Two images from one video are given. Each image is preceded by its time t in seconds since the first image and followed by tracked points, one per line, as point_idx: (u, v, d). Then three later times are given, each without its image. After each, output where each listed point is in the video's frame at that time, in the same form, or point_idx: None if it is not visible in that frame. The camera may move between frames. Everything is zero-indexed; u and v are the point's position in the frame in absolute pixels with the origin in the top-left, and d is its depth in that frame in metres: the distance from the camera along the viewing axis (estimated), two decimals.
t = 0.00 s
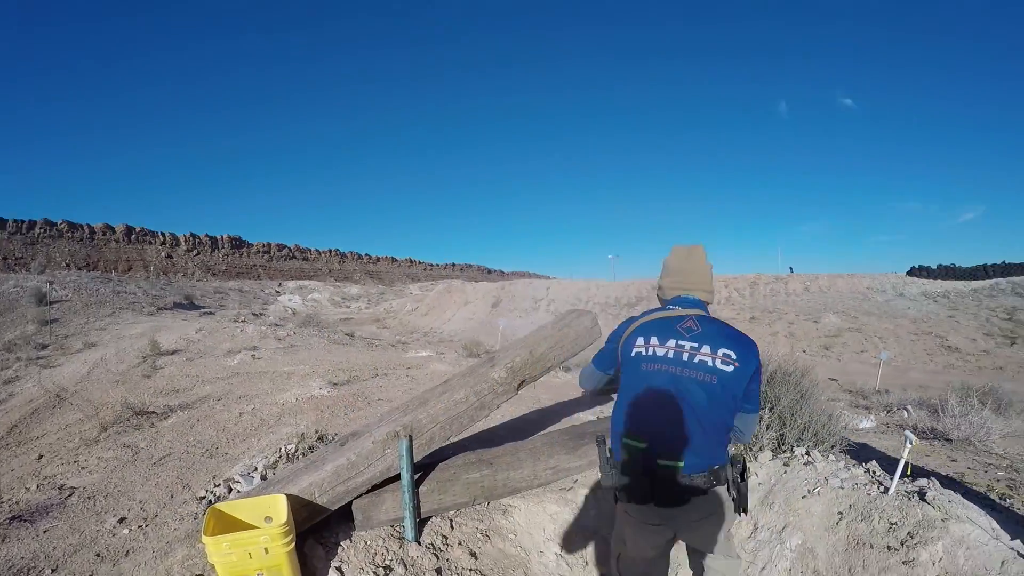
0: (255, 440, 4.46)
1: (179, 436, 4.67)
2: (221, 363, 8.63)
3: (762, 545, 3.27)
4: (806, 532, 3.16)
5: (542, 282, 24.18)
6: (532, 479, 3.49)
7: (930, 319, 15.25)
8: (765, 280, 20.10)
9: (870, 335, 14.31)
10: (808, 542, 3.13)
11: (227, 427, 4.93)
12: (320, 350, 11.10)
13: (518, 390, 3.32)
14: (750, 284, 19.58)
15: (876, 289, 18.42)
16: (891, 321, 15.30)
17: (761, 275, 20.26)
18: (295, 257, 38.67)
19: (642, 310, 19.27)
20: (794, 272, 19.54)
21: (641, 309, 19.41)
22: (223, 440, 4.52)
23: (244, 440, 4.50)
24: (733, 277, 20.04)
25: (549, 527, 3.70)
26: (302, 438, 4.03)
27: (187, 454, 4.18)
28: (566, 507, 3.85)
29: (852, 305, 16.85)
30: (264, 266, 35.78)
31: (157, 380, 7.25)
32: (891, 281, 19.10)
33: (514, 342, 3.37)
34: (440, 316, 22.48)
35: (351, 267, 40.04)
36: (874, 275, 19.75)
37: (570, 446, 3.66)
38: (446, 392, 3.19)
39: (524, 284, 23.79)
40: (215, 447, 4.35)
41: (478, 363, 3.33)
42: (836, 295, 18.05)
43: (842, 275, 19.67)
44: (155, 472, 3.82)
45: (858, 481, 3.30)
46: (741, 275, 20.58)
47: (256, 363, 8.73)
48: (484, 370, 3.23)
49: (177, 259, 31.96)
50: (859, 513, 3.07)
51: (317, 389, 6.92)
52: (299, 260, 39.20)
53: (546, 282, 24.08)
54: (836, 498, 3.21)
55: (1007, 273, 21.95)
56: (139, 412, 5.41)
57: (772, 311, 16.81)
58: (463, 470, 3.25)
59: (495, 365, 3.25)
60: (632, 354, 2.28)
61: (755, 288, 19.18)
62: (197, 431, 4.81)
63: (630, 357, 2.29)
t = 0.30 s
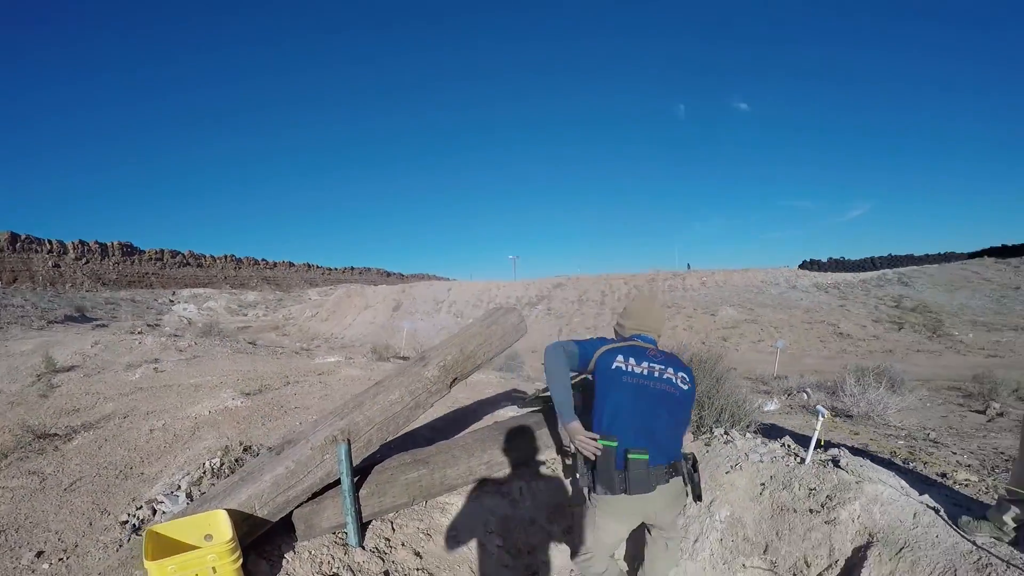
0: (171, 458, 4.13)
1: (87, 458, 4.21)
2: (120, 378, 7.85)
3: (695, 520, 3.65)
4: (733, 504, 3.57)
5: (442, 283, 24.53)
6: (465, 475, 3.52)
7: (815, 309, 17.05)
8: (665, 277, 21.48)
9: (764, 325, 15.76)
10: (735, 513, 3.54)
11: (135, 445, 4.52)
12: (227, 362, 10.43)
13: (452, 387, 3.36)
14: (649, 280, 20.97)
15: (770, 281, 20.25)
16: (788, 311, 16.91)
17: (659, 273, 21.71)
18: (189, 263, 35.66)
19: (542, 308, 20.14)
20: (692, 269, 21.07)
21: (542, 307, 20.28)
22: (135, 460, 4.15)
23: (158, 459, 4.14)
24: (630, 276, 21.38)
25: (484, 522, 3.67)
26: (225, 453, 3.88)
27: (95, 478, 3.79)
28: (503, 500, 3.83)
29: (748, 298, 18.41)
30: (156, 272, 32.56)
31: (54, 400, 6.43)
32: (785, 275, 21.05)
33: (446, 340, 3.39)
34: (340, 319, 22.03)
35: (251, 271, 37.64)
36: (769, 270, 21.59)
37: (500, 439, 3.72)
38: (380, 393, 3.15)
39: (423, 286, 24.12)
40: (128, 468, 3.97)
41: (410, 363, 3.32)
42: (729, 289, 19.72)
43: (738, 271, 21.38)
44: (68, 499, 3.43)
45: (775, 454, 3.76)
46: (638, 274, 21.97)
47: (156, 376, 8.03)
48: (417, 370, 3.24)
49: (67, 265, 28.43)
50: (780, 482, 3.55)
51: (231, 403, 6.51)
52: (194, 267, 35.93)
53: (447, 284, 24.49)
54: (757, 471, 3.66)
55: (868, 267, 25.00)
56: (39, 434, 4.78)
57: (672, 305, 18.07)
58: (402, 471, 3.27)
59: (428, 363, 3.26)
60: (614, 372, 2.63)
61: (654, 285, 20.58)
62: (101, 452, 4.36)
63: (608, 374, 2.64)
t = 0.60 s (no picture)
0: (58, 476, 4.18)
1: None
2: None
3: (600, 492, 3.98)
4: (636, 472, 3.98)
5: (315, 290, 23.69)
6: (376, 464, 3.55)
7: (685, 304, 18.63)
8: (539, 276, 22.29)
9: (637, 320, 16.92)
10: (638, 481, 3.93)
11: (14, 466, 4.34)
12: (94, 375, 9.52)
13: (359, 377, 3.39)
14: (522, 280, 21.70)
15: (642, 279, 21.67)
16: (659, 306, 18.33)
17: (531, 272, 22.45)
18: (48, 269, 31.41)
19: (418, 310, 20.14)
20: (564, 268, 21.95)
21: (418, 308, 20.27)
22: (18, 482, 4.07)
23: (45, 478, 4.15)
24: (503, 275, 21.92)
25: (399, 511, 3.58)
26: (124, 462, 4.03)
27: None
28: (415, 488, 3.74)
29: (618, 295, 19.70)
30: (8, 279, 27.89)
31: None
32: (656, 271, 22.68)
33: (351, 330, 3.42)
34: (211, 327, 21.22)
35: (117, 275, 34.12)
36: (639, 267, 23.14)
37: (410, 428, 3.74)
38: (289, 385, 3.09)
39: (297, 292, 23.32)
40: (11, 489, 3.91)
41: (317, 353, 3.29)
42: (600, 286, 20.92)
43: (613, 269, 22.64)
44: None
45: (669, 426, 4.24)
46: (512, 274, 22.53)
47: (27, 390, 7.14)
48: (325, 360, 3.22)
49: None
50: (676, 449, 4.00)
51: (111, 415, 6.03)
52: (51, 274, 31.26)
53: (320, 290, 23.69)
54: (655, 442, 4.10)
55: (734, 264, 27.62)
56: None
57: (544, 305, 18.89)
58: (316, 465, 3.25)
59: (336, 353, 3.26)
60: (533, 407, 3.05)
61: (526, 284, 21.34)
62: None
63: (528, 410, 3.06)
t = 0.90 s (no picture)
0: (29, 507, 4.40)
1: None
2: None
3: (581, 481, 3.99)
4: (615, 460, 3.99)
5: (263, 297, 22.95)
6: (363, 470, 3.55)
7: (635, 294, 19.04)
8: (487, 274, 22.26)
9: (589, 313, 17.17)
10: (618, 467, 3.96)
11: None
12: (41, 404, 9.12)
13: (341, 383, 3.36)
14: (473, 279, 21.64)
15: (588, 272, 21.84)
16: (607, 297, 18.70)
17: (482, 270, 22.41)
18: None
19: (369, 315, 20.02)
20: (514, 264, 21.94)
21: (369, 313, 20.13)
22: None
23: (15, 508, 4.38)
24: (455, 274, 21.80)
25: (390, 514, 3.52)
26: (101, 493, 4.47)
27: None
28: (402, 491, 3.66)
29: (570, 289, 19.93)
30: None
31: None
32: (603, 263, 22.98)
33: (326, 337, 3.36)
34: (157, 343, 20.43)
35: (55, 294, 32.44)
36: (588, 260, 23.45)
37: (390, 431, 3.68)
38: (271, 397, 3.04)
39: (244, 301, 22.53)
40: None
41: (295, 363, 3.22)
42: (552, 280, 21.10)
43: (558, 264, 22.69)
44: None
45: (642, 412, 4.28)
46: (462, 273, 22.41)
47: None
48: (305, 369, 3.16)
49: None
50: (651, 433, 4.03)
51: (74, 441, 5.84)
52: None
53: (268, 298, 22.97)
54: (631, 428, 4.12)
55: (682, 252, 28.36)
56: None
57: (497, 302, 18.93)
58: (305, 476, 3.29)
59: (315, 361, 3.20)
60: (514, 414, 3.12)
61: (478, 282, 21.31)
62: None
63: (508, 418, 3.12)
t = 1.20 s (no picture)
0: (33, 525, 4.55)
1: None
2: None
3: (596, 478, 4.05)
4: (629, 456, 4.05)
5: (250, 303, 22.69)
6: (383, 475, 3.56)
7: (624, 291, 19.15)
8: (475, 275, 22.21)
9: (580, 311, 17.24)
10: (633, 463, 4.02)
11: None
12: (34, 420, 9.00)
13: (356, 389, 3.37)
14: (462, 279, 21.61)
15: (576, 271, 21.87)
16: (596, 296, 18.77)
17: (471, 271, 22.38)
18: None
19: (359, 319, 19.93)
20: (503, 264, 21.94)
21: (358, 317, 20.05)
22: None
23: (19, 529, 4.53)
24: (444, 276, 21.75)
25: (411, 518, 3.55)
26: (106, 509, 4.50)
27: None
28: (421, 495, 3.68)
29: (560, 288, 19.98)
30: None
31: None
32: (591, 261, 23.07)
33: (340, 344, 3.36)
34: (146, 354, 20.17)
35: (39, 307, 31.87)
36: (576, 258, 23.51)
37: (406, 436, 3.71)
38: (289, 406, 3.03)
39: (232, 308, 22.27)
40: None
41: (310, 370, 3.21)
42: (542, 279, 21.15)
43: (546, 263, 22.69)
44: None
45: (652, 408, 4.34)
46: (451, 274, 22.36)
47: None
48: (321, 377, 3.16)
49: None
50: (663, 428, 4.09)
51: (78, 457, 5.80)
52: None
53: (255, 304, 22.72)
54: (643, 424, 4.18)
55: (669, 248, 28.53)
56: None
57: (487, 303, 18.94)
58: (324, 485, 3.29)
59: (331, 369, 3.20)
60: (543, 409, 3.27)
61: (467, 283, 21.28)
62: None
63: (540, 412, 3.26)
